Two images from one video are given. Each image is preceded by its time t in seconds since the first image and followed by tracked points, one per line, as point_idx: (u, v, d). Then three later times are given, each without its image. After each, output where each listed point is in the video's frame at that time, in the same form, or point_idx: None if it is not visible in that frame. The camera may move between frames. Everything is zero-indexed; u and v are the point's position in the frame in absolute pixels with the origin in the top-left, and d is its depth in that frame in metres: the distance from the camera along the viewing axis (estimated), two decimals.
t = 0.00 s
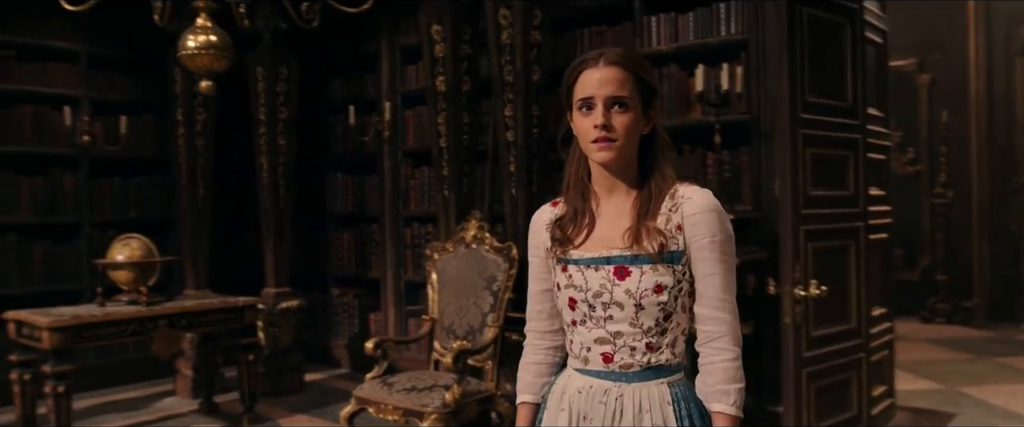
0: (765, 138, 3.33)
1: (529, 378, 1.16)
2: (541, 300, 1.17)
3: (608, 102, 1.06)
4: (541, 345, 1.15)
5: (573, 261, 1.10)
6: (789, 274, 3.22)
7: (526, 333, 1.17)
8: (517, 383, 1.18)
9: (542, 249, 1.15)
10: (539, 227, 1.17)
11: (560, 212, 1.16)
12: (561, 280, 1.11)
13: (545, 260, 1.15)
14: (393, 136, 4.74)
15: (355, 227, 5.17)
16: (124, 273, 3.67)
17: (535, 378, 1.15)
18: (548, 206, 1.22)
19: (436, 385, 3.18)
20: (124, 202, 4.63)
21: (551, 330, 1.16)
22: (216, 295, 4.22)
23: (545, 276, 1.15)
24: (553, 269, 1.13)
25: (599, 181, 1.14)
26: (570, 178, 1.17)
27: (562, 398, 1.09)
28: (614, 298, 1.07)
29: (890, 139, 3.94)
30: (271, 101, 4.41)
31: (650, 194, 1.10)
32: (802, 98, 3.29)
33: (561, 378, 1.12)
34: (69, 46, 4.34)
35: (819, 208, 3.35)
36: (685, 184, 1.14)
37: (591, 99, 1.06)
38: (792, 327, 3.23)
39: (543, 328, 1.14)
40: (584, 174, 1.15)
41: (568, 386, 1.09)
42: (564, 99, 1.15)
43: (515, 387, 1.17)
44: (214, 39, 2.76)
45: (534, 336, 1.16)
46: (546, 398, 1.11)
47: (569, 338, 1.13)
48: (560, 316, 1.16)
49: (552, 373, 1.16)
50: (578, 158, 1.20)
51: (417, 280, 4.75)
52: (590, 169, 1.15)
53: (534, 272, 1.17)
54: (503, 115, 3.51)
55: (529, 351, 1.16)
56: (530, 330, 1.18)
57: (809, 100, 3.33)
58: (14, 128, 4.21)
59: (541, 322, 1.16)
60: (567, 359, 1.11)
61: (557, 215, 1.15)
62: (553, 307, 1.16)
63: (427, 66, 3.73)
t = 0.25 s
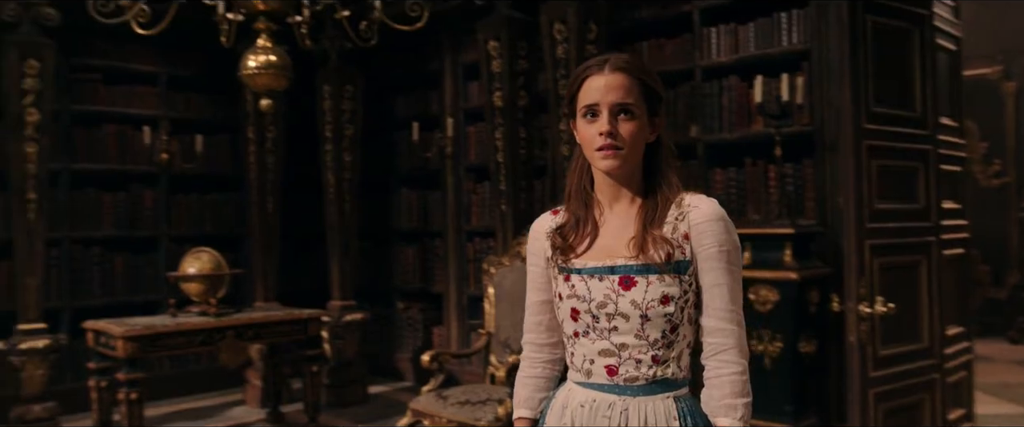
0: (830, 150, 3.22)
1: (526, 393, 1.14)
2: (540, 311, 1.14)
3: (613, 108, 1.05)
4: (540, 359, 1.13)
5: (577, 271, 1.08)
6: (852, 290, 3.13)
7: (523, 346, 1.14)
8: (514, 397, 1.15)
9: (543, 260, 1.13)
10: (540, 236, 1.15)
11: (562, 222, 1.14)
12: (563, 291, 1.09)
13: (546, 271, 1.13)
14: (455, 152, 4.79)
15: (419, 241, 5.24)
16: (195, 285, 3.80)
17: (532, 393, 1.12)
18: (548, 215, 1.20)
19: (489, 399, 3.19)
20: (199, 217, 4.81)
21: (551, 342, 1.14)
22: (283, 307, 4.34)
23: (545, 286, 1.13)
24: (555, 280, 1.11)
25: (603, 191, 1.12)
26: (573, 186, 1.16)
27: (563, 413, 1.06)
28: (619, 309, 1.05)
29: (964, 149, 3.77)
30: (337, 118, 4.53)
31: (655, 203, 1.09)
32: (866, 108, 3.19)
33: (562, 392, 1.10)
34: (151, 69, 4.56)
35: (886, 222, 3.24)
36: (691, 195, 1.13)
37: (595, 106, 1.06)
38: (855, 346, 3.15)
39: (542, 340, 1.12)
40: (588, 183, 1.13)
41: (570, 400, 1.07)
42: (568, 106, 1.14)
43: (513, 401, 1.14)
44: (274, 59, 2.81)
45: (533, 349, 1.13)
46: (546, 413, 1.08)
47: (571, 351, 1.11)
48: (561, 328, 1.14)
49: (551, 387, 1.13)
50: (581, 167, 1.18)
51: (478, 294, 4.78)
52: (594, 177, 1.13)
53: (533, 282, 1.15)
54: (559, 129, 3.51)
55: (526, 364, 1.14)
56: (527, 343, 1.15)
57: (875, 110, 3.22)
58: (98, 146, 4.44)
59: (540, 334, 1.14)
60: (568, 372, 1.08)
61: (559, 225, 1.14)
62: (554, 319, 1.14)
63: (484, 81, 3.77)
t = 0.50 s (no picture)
0: (896, 152, 3.11)
1: (523, 399, 1.11)
2: (537, 316, 1.11)
3: (616, 107, 1.03)
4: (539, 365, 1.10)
5: (578, 275, 1.06)
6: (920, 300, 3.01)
7: (520, 352, 1.11)
8: (512, 404, 1.12)
9: (542, 263, 1.11)
10: (538, 239, 1.12)
11: (562, 224, 1.12)
12: (563, 295, 1.07)
13: (544, 274, 1.10)
14: (516, 159, 4.79)
15: (482, 248, 5.26)
16: (261, 291, 3.92)
17: (529, 400, 1.10)
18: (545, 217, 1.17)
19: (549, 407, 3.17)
20: (269, 226, 4.96)
21: (550, 347, 1.11)
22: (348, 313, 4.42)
23: (545, 290, 1.11)
24: (555, 284, 1.08)
25: (603, 192, 1.10)
26: (573, 187, 1.13)
27: (562, 421, 1.05)
28: (621, 313, 1.03)
29: None
30: (400, 128, 4.61)
31: (658, 205, 1.07)
32: (934, 110, 3.06)
33: (561, 399, 1.08)
34: (221, 83, 4.75)
35: (957, 227, 3.10)
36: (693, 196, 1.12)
37: (597, 105, 1.04)
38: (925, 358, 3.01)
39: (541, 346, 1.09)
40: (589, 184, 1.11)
41: (570, 408, 1.05)
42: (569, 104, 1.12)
43: (510, 409, 1.12)
44: (329, 69, 2.83)
45: (531, 354, 1.11)
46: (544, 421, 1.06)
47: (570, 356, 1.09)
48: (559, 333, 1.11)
49: (548, 394, 1.11)
50: (580, 167, 1.16)
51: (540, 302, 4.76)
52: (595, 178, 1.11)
53: (530, 287, 1.12)
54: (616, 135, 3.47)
55: (523, 370, 1.11)
56: (524, 349, 1.12)
57: (945, 109, 3.09)
58: (175, 157, 4.63)
59: (537, 340, 1.11)
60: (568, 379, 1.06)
61: (558, 227, 1.11)
62: (553, 324, 1.11)
63: (540, 88, 3.77)
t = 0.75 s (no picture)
0: (971, 150, 2.95)
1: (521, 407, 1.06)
2: (536, 321, 1.07)
3: (619, 104, 1.00)
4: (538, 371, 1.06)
5: (580, 278, 1.03)
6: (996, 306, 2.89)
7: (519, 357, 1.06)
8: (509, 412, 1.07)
9: (542, 264, 1.07)
10: (538, 240, 1.08)
11: (563, 225, 1.08)
12: (564, 298, 1.03)
13: (545, 277, 1.06)
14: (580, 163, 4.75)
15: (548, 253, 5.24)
16: (327, 295, 4.01)
17: (529, 408, 1.05)
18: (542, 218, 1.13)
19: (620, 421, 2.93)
20: (338, 231, 5.07)
21: (550, 353, 1.06)
22: (411, 317, 4.47)
23: (544, 293, 1.06)
24: (556, 287, 1.04)
25: (606, 192, 1.07)
26: (574, 188, 1.10)
27: None
28: (625, 318, 1.00)
29: None
30: (463, 134, 4.66)
31: (663, 206, 1.05)
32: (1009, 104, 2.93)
33: (563, 405, 1.04)
34: (292, 92, 4.90)
35: None
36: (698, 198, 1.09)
37: (600, 102, 1.01)
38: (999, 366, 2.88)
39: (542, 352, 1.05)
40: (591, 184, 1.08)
41: (572, 414, 1.02)
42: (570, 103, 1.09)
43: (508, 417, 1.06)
44: (384, 76, 2.86)
45: (530, 360, 1.06)
46: None
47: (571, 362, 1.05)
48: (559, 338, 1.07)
49: (548, 402, 1.06)
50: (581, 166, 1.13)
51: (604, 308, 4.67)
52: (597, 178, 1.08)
53: (530, 290, 1.07)
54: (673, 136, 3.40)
55: (522, 377, 1.06)
56: (522, 354, 1.08)
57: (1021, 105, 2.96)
58: (248, 166, 4.79)
59: (537, 345, 1.06)
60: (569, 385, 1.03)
61: (558, 228, 1.08)
62: (553, 328, 1.07)
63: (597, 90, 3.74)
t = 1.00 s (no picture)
0: None
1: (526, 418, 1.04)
2: (541, 331, 1.05)
3: (621, 105, 0.97)
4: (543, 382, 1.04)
5: (583, 287, 1.00)
6: None
7: (523, 368, 1.05)
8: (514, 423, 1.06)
9: (546, 272, 1.05)
10: (542, 248, 1.06)
11: (568, 232, 1.06)
12: (567, 307, 1.01)
13: (549, 286, 1.04)
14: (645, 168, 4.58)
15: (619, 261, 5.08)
16: (394, 301, 4.03)
17: (533, 420, 1.03)
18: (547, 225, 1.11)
19: None
20: (409, 238, 5.15)
21: (554, 363, 1.05)
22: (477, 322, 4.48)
23: (549, 302, 1.05)
24: (560, 295, 1.02)
25: (611, 198, 1.04)
26: (578, 195, 1.07)
27: None
28: (629, 328, 0.97)
29: None
30: (529, 139, 4.69)
31: (670, 212, 1.01)
32: None
33: (567, 417, 1.02)
34: (363, 101, 5.02)
35: None
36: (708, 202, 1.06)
37: (601, 103, 0.98)
38: None
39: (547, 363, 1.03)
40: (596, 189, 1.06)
41: None
42: (574, 105, 1.07)
43: None
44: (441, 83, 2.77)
45: (535, 370, 1.05)
46: None
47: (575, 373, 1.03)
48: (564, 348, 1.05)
49: (553, 412, 1.05)
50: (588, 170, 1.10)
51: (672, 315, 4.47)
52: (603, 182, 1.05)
53: (535, 298, 1.06)
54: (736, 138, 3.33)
55: (528, 388, 1.05)
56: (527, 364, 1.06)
57: None
58: (321, 174, 4.91)
59: (542, 356, 1.05)
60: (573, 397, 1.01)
61: (563, 235, 1.06)
62: (558, 337, 1.05)
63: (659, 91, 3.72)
